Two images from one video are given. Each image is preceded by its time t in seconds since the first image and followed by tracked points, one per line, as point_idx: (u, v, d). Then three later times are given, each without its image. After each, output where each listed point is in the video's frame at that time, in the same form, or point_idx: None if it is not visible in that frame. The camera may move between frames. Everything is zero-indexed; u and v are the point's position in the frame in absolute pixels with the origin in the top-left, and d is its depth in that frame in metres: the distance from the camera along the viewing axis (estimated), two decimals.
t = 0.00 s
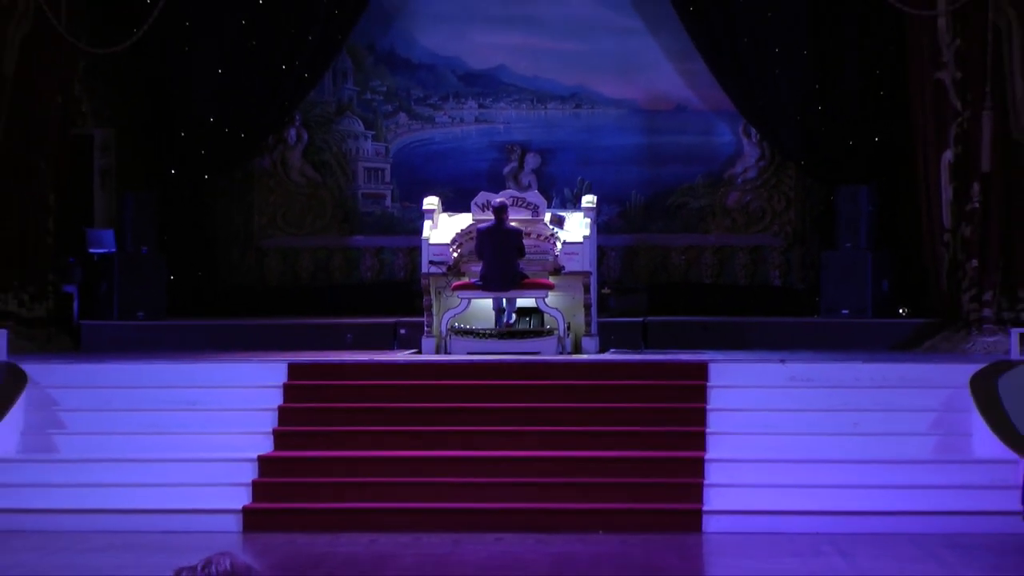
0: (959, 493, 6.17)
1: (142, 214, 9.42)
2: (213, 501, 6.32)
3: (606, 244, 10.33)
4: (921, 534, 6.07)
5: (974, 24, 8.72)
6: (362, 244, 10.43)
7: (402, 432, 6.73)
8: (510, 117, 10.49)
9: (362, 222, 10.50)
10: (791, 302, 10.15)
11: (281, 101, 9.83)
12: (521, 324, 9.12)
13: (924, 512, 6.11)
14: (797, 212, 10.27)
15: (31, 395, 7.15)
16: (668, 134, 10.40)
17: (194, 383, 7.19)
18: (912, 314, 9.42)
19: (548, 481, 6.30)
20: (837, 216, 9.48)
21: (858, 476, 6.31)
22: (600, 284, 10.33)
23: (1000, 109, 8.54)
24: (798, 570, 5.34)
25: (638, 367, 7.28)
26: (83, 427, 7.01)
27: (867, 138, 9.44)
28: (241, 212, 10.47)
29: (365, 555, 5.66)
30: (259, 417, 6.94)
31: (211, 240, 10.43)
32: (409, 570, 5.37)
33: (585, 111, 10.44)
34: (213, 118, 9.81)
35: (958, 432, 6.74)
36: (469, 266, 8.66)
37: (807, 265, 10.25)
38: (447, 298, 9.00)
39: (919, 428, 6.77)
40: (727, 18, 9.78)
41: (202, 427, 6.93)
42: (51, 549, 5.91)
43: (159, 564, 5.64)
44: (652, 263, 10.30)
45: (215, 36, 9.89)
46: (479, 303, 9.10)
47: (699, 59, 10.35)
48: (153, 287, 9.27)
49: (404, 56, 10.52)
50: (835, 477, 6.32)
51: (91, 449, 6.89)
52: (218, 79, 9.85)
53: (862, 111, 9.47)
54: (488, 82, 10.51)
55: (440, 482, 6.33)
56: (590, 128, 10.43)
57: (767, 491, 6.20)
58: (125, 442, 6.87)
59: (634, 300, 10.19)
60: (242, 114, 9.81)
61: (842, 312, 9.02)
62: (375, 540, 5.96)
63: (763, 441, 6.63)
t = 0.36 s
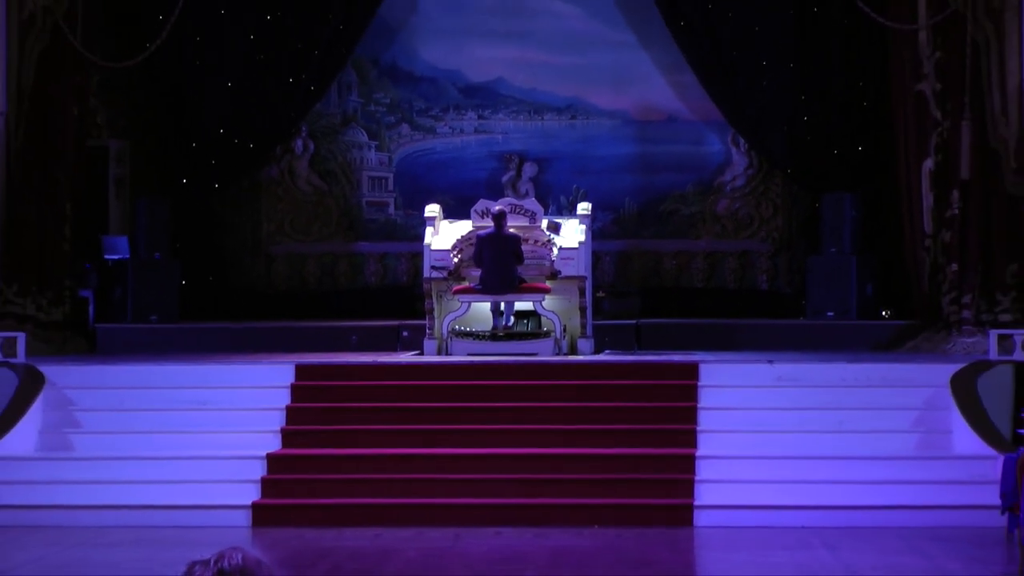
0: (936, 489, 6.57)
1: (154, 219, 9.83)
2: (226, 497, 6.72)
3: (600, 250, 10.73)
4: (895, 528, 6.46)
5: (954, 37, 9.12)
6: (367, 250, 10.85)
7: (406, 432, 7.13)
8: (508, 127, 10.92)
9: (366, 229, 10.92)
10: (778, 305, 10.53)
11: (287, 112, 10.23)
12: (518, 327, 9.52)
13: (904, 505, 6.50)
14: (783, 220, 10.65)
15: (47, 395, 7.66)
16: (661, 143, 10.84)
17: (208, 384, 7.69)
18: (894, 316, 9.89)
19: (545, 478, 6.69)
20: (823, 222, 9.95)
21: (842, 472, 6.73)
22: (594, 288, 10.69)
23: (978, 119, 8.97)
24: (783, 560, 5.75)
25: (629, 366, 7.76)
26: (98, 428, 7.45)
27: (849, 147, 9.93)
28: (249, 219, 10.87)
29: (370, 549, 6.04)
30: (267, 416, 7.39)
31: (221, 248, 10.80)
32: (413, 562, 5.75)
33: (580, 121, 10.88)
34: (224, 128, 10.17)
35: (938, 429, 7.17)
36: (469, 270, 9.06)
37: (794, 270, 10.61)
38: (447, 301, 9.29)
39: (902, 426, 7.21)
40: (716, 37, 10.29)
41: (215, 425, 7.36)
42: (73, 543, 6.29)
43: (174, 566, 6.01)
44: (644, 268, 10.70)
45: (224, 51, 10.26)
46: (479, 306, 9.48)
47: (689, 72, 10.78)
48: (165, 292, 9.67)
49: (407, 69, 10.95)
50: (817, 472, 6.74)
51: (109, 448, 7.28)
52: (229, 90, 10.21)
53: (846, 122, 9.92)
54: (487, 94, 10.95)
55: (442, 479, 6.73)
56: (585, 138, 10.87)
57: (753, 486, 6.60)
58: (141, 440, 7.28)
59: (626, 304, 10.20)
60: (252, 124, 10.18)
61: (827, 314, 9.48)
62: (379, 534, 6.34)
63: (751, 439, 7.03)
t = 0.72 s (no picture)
0: (917, 479, 6.96)
1: (171, 225, 10.25)
2: (242, 492, 7.15)
3: (599, 254, 11.23)
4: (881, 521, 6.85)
5: (938, 49, 9.54)
6: (374, 254, 11.33)
7: (414, 429, 7.56)
8: (510, 136, 11.44)
9: (374, 234, 11.41)
10: (769, 305, 11.05)
11: (297, 122, 10.64)
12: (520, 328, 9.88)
13: (890, 498, 6.90)
14: (774, 225, 11.17)
15: (68, 394, 8.08)
16: (657, 151, 11.35)
17: (223, 383, 8.15)
18: (881, 318, 10.35)
19: (545, 473, 7.12)
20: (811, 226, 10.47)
21: (834, 467, 7.13)
22: (593, 290, 11.21)
23: (961, 126, 9.31)
24: (773, 552, 6.12)
25: (626, 365, 8.22)
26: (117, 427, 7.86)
27: (838, 155, 10.38)
28: (262, 225, 11.36)
29: (378, 540, 6.45)
30: (280, 414, 7.84)
31: (235, 253, 11.31)
32: (420, 553, 6.15)
33: (579, 130, 11.42)
34: (238, 138, 10.61)
35: (923, 425, 7.61)
36: (473, 274, 9.39)
37: (784, 273, 11.14)
38: (453, 303, 9.71)
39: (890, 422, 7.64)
40: (710, 50, 10.73)
41: (230, 423, 7.82)
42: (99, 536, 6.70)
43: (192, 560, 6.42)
44: (641, 271, 11.21)
45: (238, 63, 10.73)
46: (482, 308, 9.87)
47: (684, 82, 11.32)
48: (181, 296, 10.13)
49: (412, 81, 11.48)
50: (802, 466, 7.14)
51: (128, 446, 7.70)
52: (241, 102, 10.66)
53: (835, 129, 10.38)
54: (490, 104, 11.47)
55: (448, 474, 7.14)
56: (584, 146, 11.40)
57: (744, 480, 7.01)
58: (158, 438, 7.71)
59: (624, 306, 10.77)
60: (264, 134, 10.63)
61: (818, 315, 9.91)
62: (389, 527, 6.76)
63: (742, 434, 7.44)
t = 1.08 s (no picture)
0: (905, 471, 7.42)
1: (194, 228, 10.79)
2: (260, 485, 7.60)
3: (605, 255, 11.73)
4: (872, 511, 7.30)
5: (931, 58, 9.96)
6: (388, 256, 11.87)
7: (428, 424, 8.01)
8: (519, 143, 11.95)
9: (388, 236, 11.94)
10: (767, 306, 11.45)
11: (315, 129, 11.23)
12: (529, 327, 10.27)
13: (885, 491, 7.35)
14: (772, 227, 11.61)
15: (95, 390, 8.58)
16: (660, 157, 11.82)
17: (244, 379, 8.62)
18: (876, 316, 10.79)
19: (553, 466, 7.56)
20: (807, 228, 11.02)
21: (831, 459, 7.58)
22: (599, 290, 11.68)
23: (952, 133, 9.79)
24: (781, 545, 6.46)
25: (630, 362, 8.73)
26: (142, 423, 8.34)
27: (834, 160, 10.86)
28: (281, 227, 11.88)
29: (391, 531, 6.88)
30: (297, 410, 8.31)
31: (255, 253, 11.81)
32: (433, 542, 6.58)
33: (585, 137, 11.91)
34: (257, 145, 11.11)
35: (917, 420, 8.06)
36: (483, 275, 9.78)
37: (782, 273, 11.56)
38: (463, 302, 10.10)
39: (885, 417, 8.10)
40: (710, 58, 11.12)
41: (250, 418, 8.30)
42: (124, 527, 7.17)
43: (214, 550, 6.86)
44: (645, 273, 11.68)
45: (258, 71, 11.14)
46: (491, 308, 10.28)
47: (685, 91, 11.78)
48: (203, 296, 10.65)
49: (425, 90, 11.99)
50: (800, 458, 7.58)
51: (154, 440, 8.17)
52: (261, 109, 11.12)
53: (831, 135, 10.86)
54: (500, 112, 11.98)
55: (460, 469, 7.59)
56: (590, 152, 11.89)
57: (742, 473, 7.45)
58: (182, 433, 8.19)
59: (628, 306, 11.17)
60: (283, 139, 11.15)
61: (814, 314, 10.40)
62: (402, 518, 7.20)
63: (741, 429, 7.89)
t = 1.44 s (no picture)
0: (884, 459, 7.87)
1: (206, 226, 11.17)
2: (269, 472, 8.10)
3: (599, 252, 12.10)
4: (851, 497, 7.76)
5: (912, 63, 10.40)
6: (391, 253, 12.31)
7: (432, 414, 8.56)
8: (517, 144, 12.40)
9: (391, 234, 12.40)
10: (753, 300, 11.97)
11: (321, 131, 11.72)
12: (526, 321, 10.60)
13: (874, 479, 7.78)
14: (761, 225, 12.02)
15: (109, 381, 9.14)
16: (652, 157, 12.26)
17: (251, 371, 9.22)
18: (859, 310, 11.28)
19: (551, 455, 8.06)
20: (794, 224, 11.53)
21: (815, 448, 8.08)
22: (594, 286, 12.11)
23: (933, 133, 10.30)
24: (762, 529, 6.91)
25: (625, 355, 9.31)
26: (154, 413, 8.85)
27: (820, 161, 11.33)
28: (288, 224, 12.34)
29: (395, 517, 7.31)
30: (303, 400, 8.88)
31: (263, 250, 12.25)
32: (435, 527, 7.02)
33: (580, 138, 12.35)
34: (265, 146, 11.58)
35: (898, 409, 8.59)
36: (483, 271, 10.29)
37: (769, 269, 12.01)
38: (463, 297, 10.49)
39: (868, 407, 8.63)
40: (700, 62, 11.61)
41: (258, 408, 8.86)
42: (139, 514, 7.61)
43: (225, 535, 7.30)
44: (639, 269, 12.12)
45: (266, 75, 11.55)
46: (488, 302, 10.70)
47: (677, 93, 12.21)
48: (214, 292, 11.05)
49: (427, 93, 12.45)
50: (788, 448, 8.12)
51: (167, 430, 8.67)
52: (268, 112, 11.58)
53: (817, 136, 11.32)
54: (498, 114, 12.43)
55: (461, 456, 8.09)
56: (585, 152, 12.32)
57: (728, 460, 7.90)
58: (193, 423, 8.71)
59: (622, 299, 11.53)
60: (289, 140, 11.62)
61: (800, 308, 10.88)
62: (406, 504, 7.66)
63: (730, 419, 8.39)
